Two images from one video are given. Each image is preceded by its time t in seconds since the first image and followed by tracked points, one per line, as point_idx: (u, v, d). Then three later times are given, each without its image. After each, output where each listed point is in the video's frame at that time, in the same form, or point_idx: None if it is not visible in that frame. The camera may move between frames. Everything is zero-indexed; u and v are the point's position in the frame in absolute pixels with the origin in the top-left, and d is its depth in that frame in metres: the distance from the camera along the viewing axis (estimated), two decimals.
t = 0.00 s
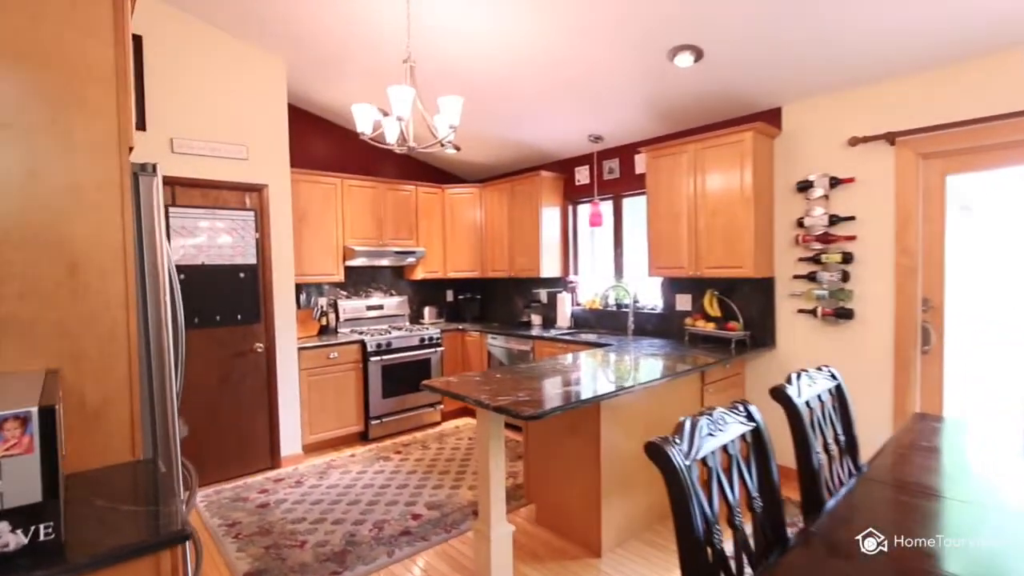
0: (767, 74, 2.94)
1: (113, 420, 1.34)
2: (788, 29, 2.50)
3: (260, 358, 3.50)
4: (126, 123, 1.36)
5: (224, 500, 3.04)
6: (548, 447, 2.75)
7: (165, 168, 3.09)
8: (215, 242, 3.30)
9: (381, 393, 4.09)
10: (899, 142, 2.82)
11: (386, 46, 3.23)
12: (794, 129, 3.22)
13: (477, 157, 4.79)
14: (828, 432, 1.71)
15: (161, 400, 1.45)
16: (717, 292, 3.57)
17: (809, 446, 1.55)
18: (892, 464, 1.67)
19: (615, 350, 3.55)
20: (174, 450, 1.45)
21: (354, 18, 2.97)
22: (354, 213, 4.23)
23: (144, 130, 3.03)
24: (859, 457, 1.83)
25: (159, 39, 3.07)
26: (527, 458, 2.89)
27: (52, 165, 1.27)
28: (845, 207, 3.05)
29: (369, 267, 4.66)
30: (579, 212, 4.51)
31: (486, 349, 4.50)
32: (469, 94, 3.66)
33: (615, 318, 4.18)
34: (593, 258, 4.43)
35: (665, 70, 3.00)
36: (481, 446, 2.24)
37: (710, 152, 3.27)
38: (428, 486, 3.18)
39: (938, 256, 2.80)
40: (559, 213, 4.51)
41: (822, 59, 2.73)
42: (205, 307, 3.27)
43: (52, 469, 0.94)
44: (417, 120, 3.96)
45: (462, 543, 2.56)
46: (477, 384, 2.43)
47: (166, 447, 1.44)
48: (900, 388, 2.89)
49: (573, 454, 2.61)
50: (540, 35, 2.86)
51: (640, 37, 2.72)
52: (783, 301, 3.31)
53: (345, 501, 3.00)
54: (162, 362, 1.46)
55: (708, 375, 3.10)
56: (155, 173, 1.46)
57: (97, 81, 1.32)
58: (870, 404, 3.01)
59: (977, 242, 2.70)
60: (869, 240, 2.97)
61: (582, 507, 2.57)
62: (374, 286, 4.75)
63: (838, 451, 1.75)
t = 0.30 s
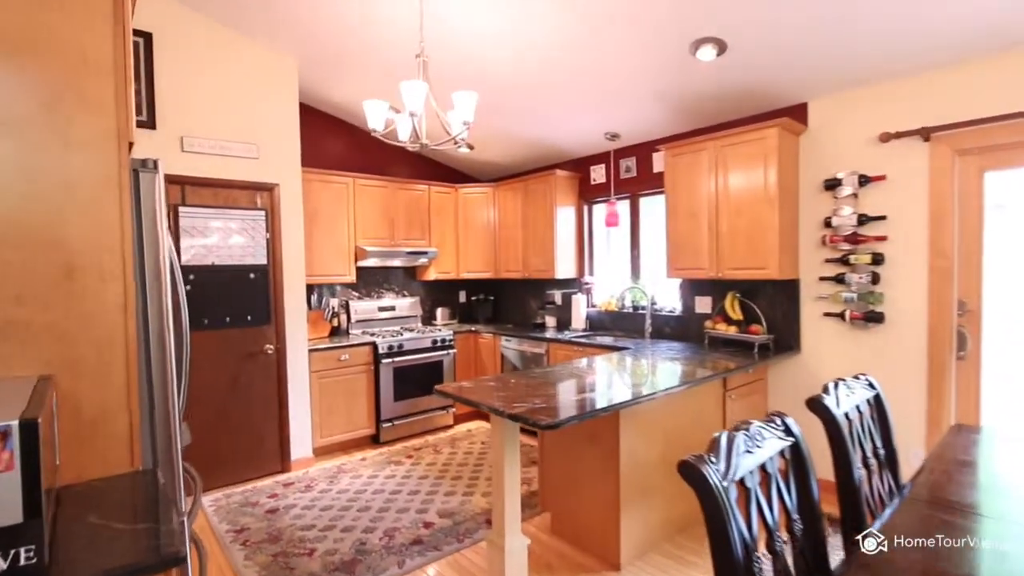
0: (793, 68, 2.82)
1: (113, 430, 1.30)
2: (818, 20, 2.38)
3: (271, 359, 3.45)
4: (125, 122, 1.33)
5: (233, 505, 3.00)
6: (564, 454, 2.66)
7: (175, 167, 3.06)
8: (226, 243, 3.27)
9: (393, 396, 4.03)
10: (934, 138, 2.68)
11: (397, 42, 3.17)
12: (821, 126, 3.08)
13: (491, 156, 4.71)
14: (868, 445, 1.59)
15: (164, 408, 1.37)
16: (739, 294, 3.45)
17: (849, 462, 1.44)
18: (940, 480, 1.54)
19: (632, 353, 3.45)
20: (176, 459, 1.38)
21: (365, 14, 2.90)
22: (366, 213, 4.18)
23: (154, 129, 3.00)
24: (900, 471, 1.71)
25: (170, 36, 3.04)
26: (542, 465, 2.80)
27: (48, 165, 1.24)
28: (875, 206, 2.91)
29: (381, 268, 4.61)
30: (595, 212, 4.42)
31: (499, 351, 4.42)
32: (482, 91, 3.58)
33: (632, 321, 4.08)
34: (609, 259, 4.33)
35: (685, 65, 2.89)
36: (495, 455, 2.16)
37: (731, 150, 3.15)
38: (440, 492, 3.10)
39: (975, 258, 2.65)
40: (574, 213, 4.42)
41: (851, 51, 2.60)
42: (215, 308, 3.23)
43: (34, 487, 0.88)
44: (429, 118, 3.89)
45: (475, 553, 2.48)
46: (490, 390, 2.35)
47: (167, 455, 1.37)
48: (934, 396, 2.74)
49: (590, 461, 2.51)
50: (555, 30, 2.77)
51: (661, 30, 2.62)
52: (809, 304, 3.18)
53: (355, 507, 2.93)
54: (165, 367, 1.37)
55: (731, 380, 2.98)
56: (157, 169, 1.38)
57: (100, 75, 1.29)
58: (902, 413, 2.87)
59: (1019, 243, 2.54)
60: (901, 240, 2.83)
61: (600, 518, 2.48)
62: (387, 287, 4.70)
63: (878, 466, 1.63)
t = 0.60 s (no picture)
0: (817, 62, 2.70)
1: (106, 438, 1.25)
2: (847, 11, 2.27)
3: (277, 361, 3.39)
4: (121, 111, 1.27)
5: (237, 510, 2.93)
6: (578, 462, 2.56)
7: (181, 164, 3.01)
8: (233, 242, 3.21)
9: (401, 398, 3.95)
10: (967, 134, 2.55)
11: (406, 38, 3.09)
12: (845, 122, 2.96)
13: (502, 155, 4.63)
14: (909, 460, 1.48)
15: (159, 415, 1.34)
16: (758, 296, 3.33)
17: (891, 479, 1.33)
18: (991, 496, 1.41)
19: (647, 357, 3.34)
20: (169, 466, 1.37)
21: (374, 9, 2.83)
22: (374, 212, 4.11)
23: (160, 126, 2.95)
24: (942, 487, 1.58)
25: (176, 31, 2.99)
26: (555, 473, 2.70)
27: (40, 158, 1.18)
28: (903, 205, 2.78)
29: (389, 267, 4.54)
30: (608, 211, 4.33)
31: (509, 353, 4.33)
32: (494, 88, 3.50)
33: (646, 323, 3.98)
34: (622, 259, 4.23)
35: (704, 59, 2.79)
36: (508, 463, 2.07)
37: (752, 147, 3.04)
38: (448, 499, 3.02)
39: (1011, 260, 2.52)
40: (587, 212, 4.32)
41: (881, 44, 2.48)
42: (221, 308, 3.17)
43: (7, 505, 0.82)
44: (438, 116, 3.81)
45: (485, 564, 2.39)
46: (501, 395, 2.25)
47: (162, 465, 1.35)
48: (966, 405, 2.61)
49: (605, 470, 2.42)
50: (569, 24, 2.68)
51: (680, 23, 2.52)
52: (832, 308, 3.06)
53: (361, 514, 2.86)
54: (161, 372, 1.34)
55: (751, 387, 2.87)
56: (152, 163, 1.33)
57: (95, 62, 1.23)
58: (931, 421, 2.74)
59: None
60: (931, 241, 2.70)
61: (616, 529, 2.38)
62: (395, 287, 4.63)
63: (920, 482, 1.51)
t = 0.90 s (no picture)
0: (843, 55, 2.58)
1: (89, 447, 1.19)
2: None
3: (279, 363, 3.29)
4: (107, 98, 1.21)
5: (236, 517, 2.84)
6: (591, 471, 2.45)
7: (181, 160, 2.92)
8: (235, 240, 3.12)
9: (406, 402, 3.85)
10: (1002, 130, 2.42)
11: (413, 32, 3.00)
12: (869, 118, 2.84)
13: (510, 153, 4.53)
14: (960, 477, 1.36)
15: (148, 429, 1.21)
16: (776, 299, 3.22)
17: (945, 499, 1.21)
18: None
19: (660, 360, 3.23)
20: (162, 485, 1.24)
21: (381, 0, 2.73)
22: (379, 211, 4.01)
23: (160, 120, 2.86)
24: (993, 506, 1.46)
25: (177, 24, 2.90)
26: (566, 481, 2.59)
27: (19, 142, 1.13)
28: (932, 205, 2.66)
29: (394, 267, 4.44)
30: (618, 211, 4.22)
31: (517, 356, 4.22)
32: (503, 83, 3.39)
33: (658, 326, 3.86)
34: (633, 260, 4.12)
35: (725, 52, 2.67)
36: (520, 472, 1.97)
37: (772, 144, 2.93)
38: (454, 507, 2.91)
39: None
40: (597, 211, 4.22)
41: (912, 36, 2.37)
42: (221, 308, 3.08)
43: None
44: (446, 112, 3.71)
45: None
46: (511, 401, 2.15)
47: (152, 482, 1.22)
48: (999, 414, 2.49)
49: (622, 480, 2.31)
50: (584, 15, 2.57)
51: (700, 14, 2.41)
52: (855, 311, 2.94)
53: (365, 522, 2.76)
54: (152, 381, 1.22)
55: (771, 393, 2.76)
56: (143, 151, 1.21)
57: (80, 43, 1.17)
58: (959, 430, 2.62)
59: None
60: (961, 242, 2.58)
61: (632, 541, 2.27)
62: (400, 288, 4.53)
63: (970, 500, 1.39)
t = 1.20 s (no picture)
0: (870, 46, 2.47)
1: (63, 461, 1.08)
2: None
3: (279, 364, 3.19)
4: (87, 75, 1.11)
5: (233, 525, 2.73)
6: (604, 480, 2.34)
7: (178, 153, 2.82)
8: (234, 237, 3.01)
9: (409, 405, 3.75)
10: None
11: (420, 24, 2.89)
12: (894, 113, 2.72)
13: (516, 149, 4.42)
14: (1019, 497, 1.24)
15: (137, 430, 1.20)
16: (794, 300, 3.10)
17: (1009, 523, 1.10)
18: None
19: (674, 363, 3.11)
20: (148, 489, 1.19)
21: None
22: (383, 208, 3.90)
23: (156, 112, 2.75)
24: None
25: (174, 13, 2.80)
26: (578, 490, 2.48)
27: None
28: (961, 203, 2.54)
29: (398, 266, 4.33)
30: (628, 209, 4.11)
31: (523, 357, 4.12)
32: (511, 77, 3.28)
33: (669, 328, 3.75)
34: (643, 260, 4.01)
35: (744, 43, 2.56)
36: (533, 483, 1.86)
37: (792, 140, 2.81)
38: (459, 515, 2.80)
39: None
40: (606, 209, 4.11)
41: (945, 25, 2.25)
42: (219, 307, 2.98)
43: None
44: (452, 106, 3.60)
45: None
46: (522, 408, 2.03)
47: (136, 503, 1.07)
48: None
49: (638, 491, 2.19)
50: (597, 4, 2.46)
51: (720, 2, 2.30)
52: (878, 314, 2.82)
53: (366, 531, 2.65)
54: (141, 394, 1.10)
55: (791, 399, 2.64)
56: (128, 136, 1.18)
57: (56, 15, 1.07)
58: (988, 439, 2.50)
59: None
60: (992, 242, 2.46)
61: (647, 555, 2.15)
62: (403, 287, 4.42)
63: None
